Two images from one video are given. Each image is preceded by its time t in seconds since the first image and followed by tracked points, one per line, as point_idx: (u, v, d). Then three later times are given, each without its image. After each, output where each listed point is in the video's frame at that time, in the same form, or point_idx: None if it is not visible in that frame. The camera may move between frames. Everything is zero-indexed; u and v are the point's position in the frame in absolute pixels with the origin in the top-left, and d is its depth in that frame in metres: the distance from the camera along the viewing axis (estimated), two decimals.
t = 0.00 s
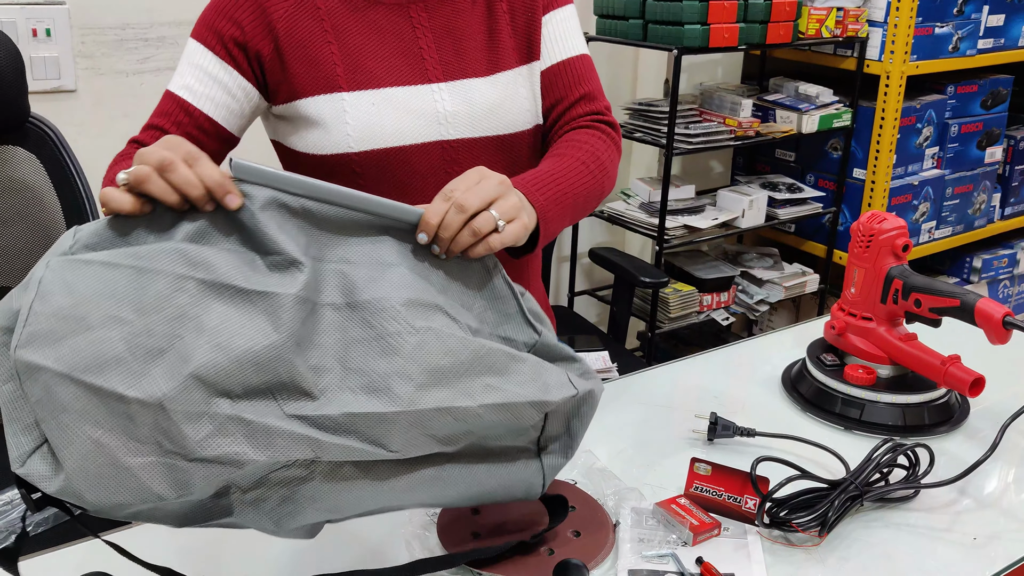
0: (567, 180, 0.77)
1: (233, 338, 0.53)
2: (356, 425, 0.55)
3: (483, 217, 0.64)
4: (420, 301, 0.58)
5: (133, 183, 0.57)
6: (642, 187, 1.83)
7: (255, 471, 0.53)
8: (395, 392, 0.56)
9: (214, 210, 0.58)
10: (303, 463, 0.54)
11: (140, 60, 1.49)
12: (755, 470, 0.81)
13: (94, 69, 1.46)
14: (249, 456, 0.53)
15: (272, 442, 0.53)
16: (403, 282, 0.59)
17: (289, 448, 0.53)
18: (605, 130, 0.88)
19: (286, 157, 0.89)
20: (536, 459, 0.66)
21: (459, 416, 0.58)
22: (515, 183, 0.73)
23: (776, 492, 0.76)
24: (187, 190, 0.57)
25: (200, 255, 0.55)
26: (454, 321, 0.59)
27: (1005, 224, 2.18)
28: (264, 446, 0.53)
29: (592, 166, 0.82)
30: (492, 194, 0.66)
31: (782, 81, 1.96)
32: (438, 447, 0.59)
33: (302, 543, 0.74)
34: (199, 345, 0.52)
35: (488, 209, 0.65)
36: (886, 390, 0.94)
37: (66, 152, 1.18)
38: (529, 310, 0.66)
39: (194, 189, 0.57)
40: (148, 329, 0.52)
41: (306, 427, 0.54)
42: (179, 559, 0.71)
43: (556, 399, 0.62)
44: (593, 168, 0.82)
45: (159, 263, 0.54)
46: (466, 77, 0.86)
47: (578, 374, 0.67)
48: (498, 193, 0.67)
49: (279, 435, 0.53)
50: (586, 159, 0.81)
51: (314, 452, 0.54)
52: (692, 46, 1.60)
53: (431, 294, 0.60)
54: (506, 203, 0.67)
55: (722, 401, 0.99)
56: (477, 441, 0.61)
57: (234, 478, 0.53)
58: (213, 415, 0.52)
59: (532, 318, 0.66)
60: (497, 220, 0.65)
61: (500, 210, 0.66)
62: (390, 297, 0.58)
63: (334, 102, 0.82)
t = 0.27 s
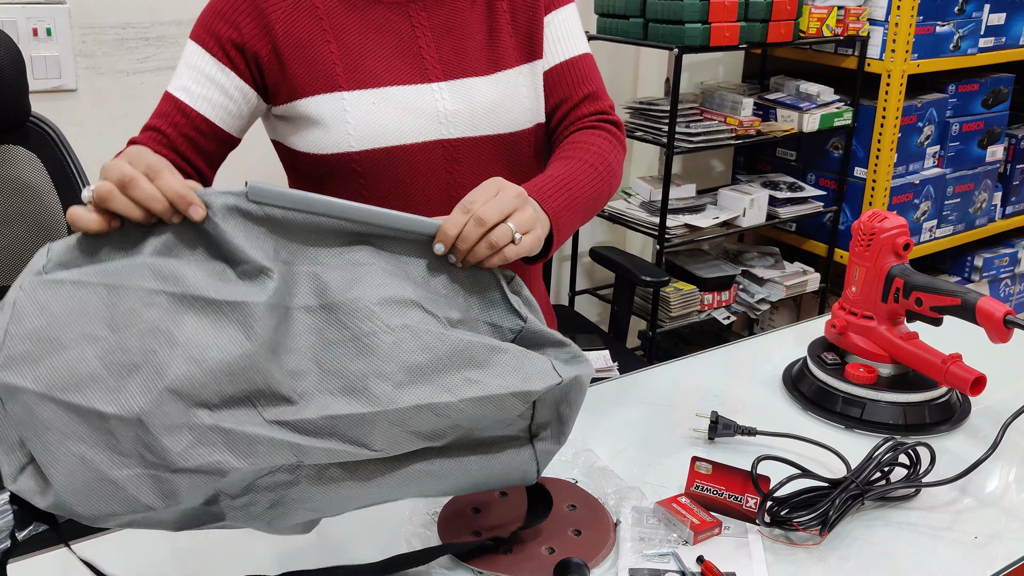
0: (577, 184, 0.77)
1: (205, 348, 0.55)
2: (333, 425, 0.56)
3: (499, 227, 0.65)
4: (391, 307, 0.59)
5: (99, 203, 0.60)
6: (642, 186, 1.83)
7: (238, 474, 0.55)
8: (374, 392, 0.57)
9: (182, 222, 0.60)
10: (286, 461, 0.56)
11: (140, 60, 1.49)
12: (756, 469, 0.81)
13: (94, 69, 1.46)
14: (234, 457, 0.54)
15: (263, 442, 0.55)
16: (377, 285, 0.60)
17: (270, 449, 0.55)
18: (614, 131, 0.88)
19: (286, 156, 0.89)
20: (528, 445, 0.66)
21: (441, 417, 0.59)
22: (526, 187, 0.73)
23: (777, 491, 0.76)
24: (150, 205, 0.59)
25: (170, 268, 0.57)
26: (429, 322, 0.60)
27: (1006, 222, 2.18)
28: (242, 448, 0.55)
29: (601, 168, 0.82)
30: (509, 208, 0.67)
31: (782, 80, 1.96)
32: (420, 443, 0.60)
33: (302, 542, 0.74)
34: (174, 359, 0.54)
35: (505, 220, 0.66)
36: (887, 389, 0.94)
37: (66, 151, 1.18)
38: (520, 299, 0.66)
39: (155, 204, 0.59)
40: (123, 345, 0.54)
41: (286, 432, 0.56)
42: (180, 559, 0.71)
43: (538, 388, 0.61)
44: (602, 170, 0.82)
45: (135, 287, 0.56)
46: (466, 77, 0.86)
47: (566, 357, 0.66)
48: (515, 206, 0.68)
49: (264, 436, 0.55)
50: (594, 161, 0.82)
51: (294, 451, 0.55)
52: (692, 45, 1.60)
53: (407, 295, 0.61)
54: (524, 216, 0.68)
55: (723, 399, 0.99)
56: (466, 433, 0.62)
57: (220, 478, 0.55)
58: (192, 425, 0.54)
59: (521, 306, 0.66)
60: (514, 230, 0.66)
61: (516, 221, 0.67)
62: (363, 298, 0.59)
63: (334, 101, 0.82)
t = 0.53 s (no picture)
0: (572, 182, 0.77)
1: (207, 397, 0.52)
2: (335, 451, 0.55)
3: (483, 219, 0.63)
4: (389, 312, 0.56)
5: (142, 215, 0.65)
6: (642, 185, 1.83)
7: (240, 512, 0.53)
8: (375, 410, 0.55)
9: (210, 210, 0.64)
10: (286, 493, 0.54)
11: (140, 58, 1.49)
12: (755, 468, 0.81)
13: (94, 67, 1.46)
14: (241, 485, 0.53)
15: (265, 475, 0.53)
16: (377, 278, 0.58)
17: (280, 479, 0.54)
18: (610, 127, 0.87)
19: (285, 155, 0.89)
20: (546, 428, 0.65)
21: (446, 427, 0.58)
22: (520, 186, 0.73)
23: (776, 490, 0.76)
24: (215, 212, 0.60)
25: (159, 327, 0.53)
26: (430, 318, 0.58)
27: (1006, 222, 2.18)
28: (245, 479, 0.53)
29: (596, 166, 0.81)
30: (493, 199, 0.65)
31: (782, 79, 1.96)
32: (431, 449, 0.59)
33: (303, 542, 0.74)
34: (179, 412, 0.51)
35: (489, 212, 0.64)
36: (887, 387, 0.94)
37: (66, 149, 1.19)
38: (519, 280, 0.64)
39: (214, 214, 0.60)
40: (124, 407, 0.50)
41: (296, 460, 0.54)
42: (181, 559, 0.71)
43: (539, 390, 0.61)
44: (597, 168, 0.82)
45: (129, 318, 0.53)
46: (464, 75, 0.86)
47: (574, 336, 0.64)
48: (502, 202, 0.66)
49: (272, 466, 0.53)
50: (590, 160, 0.81)
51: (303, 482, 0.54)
52: (692, 44, 1.59)
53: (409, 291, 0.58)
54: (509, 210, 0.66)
55: (723, 398, 0.99)
56: (475, 430, 0.61)
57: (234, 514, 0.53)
58: (203, 468, 0.52)
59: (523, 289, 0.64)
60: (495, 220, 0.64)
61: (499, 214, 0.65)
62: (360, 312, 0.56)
63: (331, 99, 0.82)
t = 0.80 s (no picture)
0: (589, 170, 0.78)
1: (193, 404, 0.55)
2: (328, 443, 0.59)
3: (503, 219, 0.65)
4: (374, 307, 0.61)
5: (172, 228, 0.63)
6: (643, 185, 1.83)
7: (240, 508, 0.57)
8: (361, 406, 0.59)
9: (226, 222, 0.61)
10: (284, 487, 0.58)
11: (141, 58, 1.49)
12: (756, 469, 0.81)
13: (95, 67, 1.46)
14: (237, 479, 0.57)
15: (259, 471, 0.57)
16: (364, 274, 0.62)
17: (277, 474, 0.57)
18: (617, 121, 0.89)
19: (287, 155, 0.89)
20: (549, 408, 0.68)
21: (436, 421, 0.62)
22: (538, 169, 0.74)
23: (777, 490, 0.76)
24: (262, 211, 0.58)
25: (148, 323, 0.56)
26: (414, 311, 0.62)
27: (1006, 223, 2.18)
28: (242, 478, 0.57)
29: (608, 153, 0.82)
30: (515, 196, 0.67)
31: (783, 80, 1.96)
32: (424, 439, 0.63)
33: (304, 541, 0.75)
34: (168, 420, 0.54)
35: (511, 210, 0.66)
36: (888, 388, 0.94)
37: (67, 148, 1.20)
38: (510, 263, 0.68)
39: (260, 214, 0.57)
40: (117, 417, 0.53)
41: (289, 459, 0.58)
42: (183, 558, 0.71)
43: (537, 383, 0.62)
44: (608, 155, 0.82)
45: (124, 324, 0.56)
46: (468, 75, 0.86)
47: (563, 313, 0.67)
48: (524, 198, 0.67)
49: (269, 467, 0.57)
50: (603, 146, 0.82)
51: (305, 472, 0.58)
52: (693, 44, 1.60)
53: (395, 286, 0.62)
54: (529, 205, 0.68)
55: (723, 399, 0.99)
56: (472, 417, 0.65)
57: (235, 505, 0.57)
58: (197, 469, 0.56)
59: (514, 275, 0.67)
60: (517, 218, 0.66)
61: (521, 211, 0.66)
62: (345, 307, 0.60)
63: (336, 99, 0.82)
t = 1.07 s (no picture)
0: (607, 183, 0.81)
1: (188, 415, 0.54)
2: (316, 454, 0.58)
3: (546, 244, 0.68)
4: (370, 319, 0.59)
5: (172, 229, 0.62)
6: (643, 186, 1.83)
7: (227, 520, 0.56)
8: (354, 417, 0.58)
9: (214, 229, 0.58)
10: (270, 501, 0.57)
11: (142, 59, 1.49)
12: (757, 470, 0.81)
13: (96, 68, 1.46)
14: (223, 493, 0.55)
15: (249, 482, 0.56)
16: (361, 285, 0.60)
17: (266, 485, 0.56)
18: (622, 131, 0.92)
19: (290, 154, 0.89)
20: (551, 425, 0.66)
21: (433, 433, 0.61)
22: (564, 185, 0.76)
23: (778, 491, 0.76)
24: (256, 234, 0.56)
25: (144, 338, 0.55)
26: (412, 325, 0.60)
27: (1007, 224, 2.18)
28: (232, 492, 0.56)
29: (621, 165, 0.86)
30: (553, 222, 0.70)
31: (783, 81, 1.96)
32: (419, 452, 0.62)
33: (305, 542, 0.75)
34: (161, 430, 0.53)
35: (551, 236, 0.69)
36: (888, 389, 0.94)
37: (68, 148, 1.19)
38: (513, 277, 0.65)
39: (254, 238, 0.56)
40: (112, 427, 0.52)
41: (283, 471, 0.57)
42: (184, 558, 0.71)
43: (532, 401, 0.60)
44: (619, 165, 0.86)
45: (121, 334, 0.55)
46: (472, 76, 0.86)
47: (564, 331, 0.65)
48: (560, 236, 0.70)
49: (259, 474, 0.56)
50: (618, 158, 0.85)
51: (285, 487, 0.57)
52: (694, 46, 1.60)
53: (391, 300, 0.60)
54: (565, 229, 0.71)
55: (725, 400, 0.99)
56: (470, 433, 0.63)
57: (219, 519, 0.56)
58: (191, 479, 0.55)
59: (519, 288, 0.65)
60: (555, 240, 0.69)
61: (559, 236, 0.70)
62: (340, 321, 0.58)
63: (340, 99, 0.82)
